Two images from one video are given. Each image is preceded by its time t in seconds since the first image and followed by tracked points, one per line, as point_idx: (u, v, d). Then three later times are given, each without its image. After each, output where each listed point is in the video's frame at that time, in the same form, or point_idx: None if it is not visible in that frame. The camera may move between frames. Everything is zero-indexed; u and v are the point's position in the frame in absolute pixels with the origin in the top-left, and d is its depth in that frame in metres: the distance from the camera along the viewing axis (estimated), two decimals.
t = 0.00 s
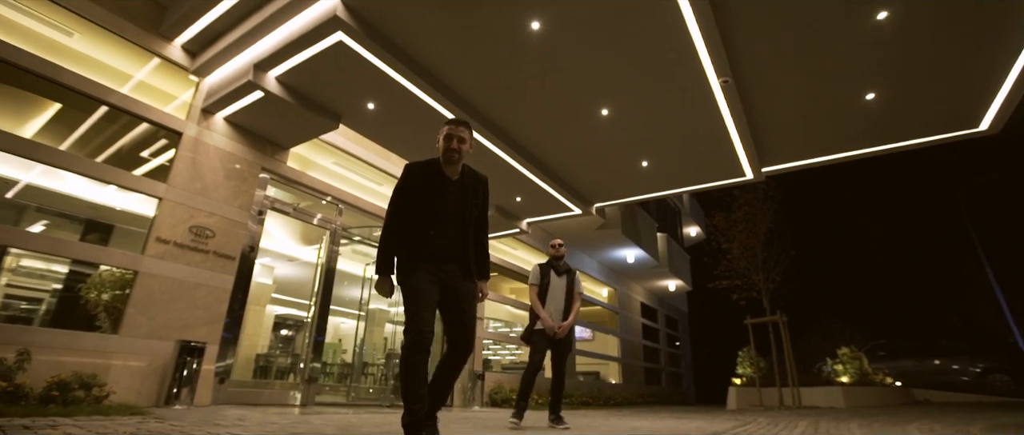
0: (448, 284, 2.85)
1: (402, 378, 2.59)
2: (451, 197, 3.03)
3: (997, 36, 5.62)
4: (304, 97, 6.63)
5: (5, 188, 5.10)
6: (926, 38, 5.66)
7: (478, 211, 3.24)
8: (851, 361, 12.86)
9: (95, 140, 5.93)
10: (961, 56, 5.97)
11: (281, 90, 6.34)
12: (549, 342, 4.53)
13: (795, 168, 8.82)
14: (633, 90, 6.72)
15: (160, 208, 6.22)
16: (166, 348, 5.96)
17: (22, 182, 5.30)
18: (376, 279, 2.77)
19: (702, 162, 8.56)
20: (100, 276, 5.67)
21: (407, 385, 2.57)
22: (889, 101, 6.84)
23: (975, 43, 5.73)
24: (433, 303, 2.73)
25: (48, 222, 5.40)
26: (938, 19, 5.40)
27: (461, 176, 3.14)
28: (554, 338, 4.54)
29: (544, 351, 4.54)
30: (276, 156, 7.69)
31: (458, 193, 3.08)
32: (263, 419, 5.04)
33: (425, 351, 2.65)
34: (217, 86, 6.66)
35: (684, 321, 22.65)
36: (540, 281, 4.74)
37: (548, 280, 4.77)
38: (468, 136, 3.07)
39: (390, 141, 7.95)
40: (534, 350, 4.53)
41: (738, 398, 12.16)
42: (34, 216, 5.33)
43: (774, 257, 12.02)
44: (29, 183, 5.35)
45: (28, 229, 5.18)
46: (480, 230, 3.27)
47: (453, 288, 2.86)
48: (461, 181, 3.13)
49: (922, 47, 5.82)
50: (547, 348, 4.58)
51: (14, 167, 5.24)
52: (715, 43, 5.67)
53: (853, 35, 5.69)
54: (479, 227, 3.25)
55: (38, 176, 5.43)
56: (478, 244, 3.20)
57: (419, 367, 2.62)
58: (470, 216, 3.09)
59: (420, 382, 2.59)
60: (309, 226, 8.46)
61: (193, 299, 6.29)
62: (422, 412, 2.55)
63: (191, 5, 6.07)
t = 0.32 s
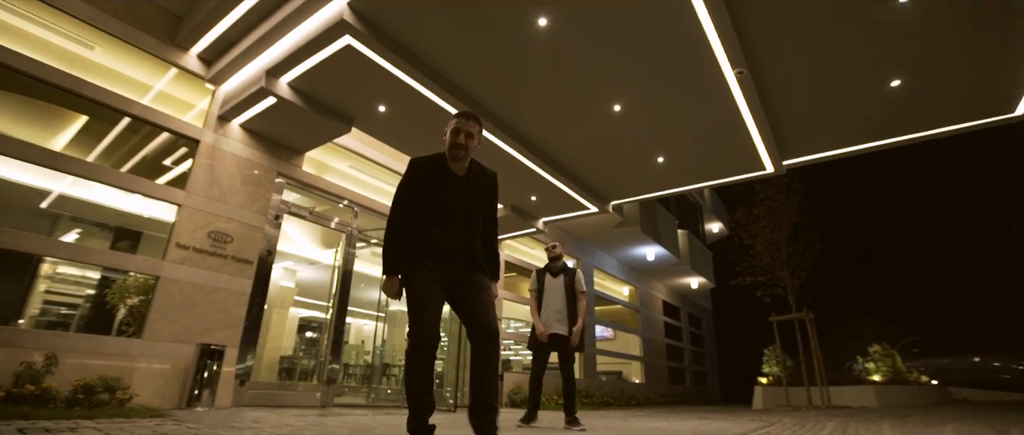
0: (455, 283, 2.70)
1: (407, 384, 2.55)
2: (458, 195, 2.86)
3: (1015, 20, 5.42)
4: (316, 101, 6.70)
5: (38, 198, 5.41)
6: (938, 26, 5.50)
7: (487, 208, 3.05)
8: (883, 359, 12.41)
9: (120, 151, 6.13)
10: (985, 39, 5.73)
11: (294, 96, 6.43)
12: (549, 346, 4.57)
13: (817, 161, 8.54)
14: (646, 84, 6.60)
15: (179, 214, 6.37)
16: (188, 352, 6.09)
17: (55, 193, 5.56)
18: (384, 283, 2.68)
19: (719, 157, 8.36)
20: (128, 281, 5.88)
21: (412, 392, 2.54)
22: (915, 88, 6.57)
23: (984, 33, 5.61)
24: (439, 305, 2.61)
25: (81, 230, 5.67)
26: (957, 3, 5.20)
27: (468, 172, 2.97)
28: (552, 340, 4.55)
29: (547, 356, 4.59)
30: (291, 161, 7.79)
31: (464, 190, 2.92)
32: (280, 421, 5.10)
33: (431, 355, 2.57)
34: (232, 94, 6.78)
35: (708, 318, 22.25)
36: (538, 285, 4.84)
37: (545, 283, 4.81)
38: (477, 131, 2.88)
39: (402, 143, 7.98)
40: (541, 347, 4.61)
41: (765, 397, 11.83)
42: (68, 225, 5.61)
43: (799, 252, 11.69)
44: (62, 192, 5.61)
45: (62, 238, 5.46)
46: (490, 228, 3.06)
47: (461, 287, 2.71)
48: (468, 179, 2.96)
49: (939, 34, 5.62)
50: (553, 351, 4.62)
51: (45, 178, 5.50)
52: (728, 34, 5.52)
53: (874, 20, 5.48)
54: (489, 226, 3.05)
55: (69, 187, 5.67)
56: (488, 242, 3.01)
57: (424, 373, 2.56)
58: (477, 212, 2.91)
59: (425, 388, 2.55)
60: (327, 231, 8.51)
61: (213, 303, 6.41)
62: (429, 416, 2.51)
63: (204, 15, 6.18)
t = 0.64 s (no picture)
0: (472, 288, 2.62)
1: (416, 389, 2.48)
2: (476, 197, 2.77)
3: None
4: (331, 107, 6.79)
5: (76, 209, 5.68)
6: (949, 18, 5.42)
7: (508, 211, 2.94)
8: (922, 358, 11.93)
9: (147, 162, 6.33)
10: (1009, 24, 5.53)
11: (309, 103, 6.53)
12: (538, 352, 4.67)
13: (845, 152, 8.21)
14: (661, 79, 6.44)
15: (202, 222, 6.53)
16: (212, 356, 6.23)
17: (91, 203, 5.82)
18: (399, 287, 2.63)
19: (741, 151, 8.13)
20: (159, 288, 6.07)
21: (422, 399, 2.45)
22: (948, 74, 6.25)
23: (988, 30, 5.61)
24: (453, 312, 2.54)
25: (117, 239, 5.92)
26: None
27: (488, 177, 2.85)
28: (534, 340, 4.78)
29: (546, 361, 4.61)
30: (309, 167, 7.91)
31: (484, 193, 2.82)
32: (301, 424, 5.18)
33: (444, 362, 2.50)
34: (250, 103, 6.92)
35: (735, 316, 21.80)
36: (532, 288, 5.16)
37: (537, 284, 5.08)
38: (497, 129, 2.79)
39: (417, 146, 8.02)
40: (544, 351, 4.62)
41: (797, 397, 11.50)
42: (104, 234, 5.86)
43: (830, 247, 11.33)
44: (97, 203, 5.87)
45: (97, 248, 5.71)
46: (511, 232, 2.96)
47: (478, 292, 2.63)
48: (487, 182, 2.85)
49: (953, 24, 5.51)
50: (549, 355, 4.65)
51: (82, 190, 5.77)
52: (745, 25, 5.36)
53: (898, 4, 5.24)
54: (509, 229, 2.95)
55: (104, 197, 5.92)
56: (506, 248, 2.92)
57: (432, 380, 2.49)
58: (496, 218, 2.81)
59: (435, 396, 2.47)
60: (348, 235, 8.63)
61: (236, 308, 6.55)
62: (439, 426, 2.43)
63: (221, 27, 6.32)
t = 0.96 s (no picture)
0: (491, 292, 2.52)
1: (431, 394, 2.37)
2: (496, 200, 2.63)
3: None
4: (347, 114, 6.88)
5: (114, 218, 6.01)
6: (952, 17, 5.36)
7: (530, 213, 2.79)
8: (968, 356, 11.31)
9: (176, 174, 6.57)
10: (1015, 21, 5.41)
11: (326, 110, 6.63)
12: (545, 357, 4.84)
13: (876, 142, 7.86)
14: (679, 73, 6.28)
15: (226, 229, 6.71)
16: (238, 360, 6.38)
17: (127, 213, 6.14)
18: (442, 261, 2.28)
19: (765, 145, 7.88)
20: (190, 294, 6.28)
21: (435, 408, 2.35)
22: (986, 56, 5.91)
23: (1008, 20, 5.41)
24: (468, 316, 2.45)
25: (153, 246, 6.22)
26: None
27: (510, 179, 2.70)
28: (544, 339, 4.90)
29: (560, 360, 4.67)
30: (328, 172, 8.03)
31: (504, 195, 2.67)
32: (322, 427, 5.26)
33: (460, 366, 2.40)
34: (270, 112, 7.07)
35: (766, 314, 21.26)
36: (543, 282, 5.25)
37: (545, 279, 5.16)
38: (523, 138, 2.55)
39: (434, 149, 8.05)
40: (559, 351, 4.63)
41: (833, 398, 11.10)
42: (141, 241, 6.16)
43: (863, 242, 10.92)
44: (133, 213, 6.17)
45: (133, 258, 6.00)
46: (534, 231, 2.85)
47: (497, 296, 2.54)
48: (511, 182, 2.72)
49: (954, 21, 5.43)
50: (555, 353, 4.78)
51: (118, 201, 6.08)
52: (762, 14, 5.18)
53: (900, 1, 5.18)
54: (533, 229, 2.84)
55: (139, 208, 6.22)
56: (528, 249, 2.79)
57: (448, 383, 2.38)
58: (519, 226, 2.68)
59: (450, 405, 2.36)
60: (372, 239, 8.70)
61: (260, 313, 6.70)
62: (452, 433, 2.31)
63: (239, 39, 6.47)
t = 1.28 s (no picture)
0: (510, 294, 2.36)
1: (444, 392, 2.27)
2: (521, 198, 2.42)
3: None
4: (370, 119, 6.99)
5: (159, 229, 6.34)
6: (949, 19, 5.37)
7: (555, 211, 2.60)
8: None
9: (214, 185, 6.87)
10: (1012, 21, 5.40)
11: (349, 117, 6.77)
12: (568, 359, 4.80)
13: (920, 128, 7.42)
14: (701, 65, 6.09)
15: (258, 236, 6.93)
16: (271, 362, 6.58)
17: (171, 223, 6.45)
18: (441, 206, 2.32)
19: (798, 135, 7.56)
20: (228, 300, 6.54)
21: (450, 411, 2.24)
22: None
23: None
24: (488, 319, 2.32)
25: (197, 254, 6.55)
26: None
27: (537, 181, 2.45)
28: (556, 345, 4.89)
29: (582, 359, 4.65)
30: (355, 178, 8.18)
31: (531, 194, 2.45)
32: (350, 428, 5.35)
33: (475, 369, 2.29)
34: (297, 121, 7.25)
35: (808, 310, 20.56)
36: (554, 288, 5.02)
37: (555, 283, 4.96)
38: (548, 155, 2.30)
39: (457, 151, 8.10)
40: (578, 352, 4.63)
41: (882, 398, 10.58)
42: (186, 250, 6.48)
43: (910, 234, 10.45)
44: (177, 223, 6.48)
45: (179, 266, 6.32)
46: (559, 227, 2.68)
47: (517, 298, 2.38)
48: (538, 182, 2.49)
49: (954, 22, 5.42)
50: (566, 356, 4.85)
51: (162, 212, 6.39)
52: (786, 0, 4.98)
53: (899, 1, 5.16)
54: (557, 227, 2.66)
55: (182, 218, 6.52)
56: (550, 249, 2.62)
57: (463, 386, 2.27)
58: (542, 224, 2.49)
59: (464, 405, 2.27)
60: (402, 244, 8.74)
61: (292, 317, 6.90)
62: None
63: (265, 51, 6.66)
